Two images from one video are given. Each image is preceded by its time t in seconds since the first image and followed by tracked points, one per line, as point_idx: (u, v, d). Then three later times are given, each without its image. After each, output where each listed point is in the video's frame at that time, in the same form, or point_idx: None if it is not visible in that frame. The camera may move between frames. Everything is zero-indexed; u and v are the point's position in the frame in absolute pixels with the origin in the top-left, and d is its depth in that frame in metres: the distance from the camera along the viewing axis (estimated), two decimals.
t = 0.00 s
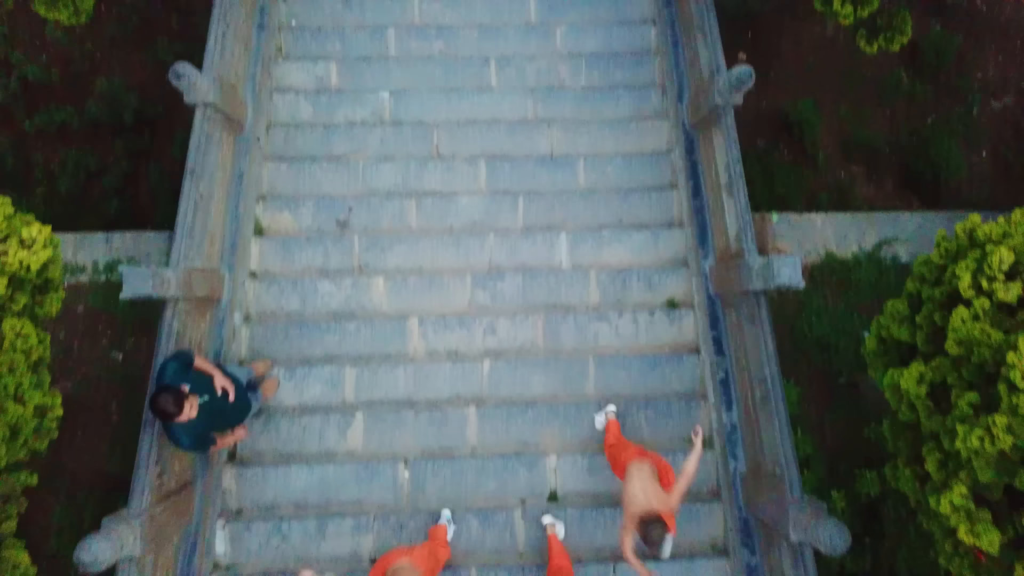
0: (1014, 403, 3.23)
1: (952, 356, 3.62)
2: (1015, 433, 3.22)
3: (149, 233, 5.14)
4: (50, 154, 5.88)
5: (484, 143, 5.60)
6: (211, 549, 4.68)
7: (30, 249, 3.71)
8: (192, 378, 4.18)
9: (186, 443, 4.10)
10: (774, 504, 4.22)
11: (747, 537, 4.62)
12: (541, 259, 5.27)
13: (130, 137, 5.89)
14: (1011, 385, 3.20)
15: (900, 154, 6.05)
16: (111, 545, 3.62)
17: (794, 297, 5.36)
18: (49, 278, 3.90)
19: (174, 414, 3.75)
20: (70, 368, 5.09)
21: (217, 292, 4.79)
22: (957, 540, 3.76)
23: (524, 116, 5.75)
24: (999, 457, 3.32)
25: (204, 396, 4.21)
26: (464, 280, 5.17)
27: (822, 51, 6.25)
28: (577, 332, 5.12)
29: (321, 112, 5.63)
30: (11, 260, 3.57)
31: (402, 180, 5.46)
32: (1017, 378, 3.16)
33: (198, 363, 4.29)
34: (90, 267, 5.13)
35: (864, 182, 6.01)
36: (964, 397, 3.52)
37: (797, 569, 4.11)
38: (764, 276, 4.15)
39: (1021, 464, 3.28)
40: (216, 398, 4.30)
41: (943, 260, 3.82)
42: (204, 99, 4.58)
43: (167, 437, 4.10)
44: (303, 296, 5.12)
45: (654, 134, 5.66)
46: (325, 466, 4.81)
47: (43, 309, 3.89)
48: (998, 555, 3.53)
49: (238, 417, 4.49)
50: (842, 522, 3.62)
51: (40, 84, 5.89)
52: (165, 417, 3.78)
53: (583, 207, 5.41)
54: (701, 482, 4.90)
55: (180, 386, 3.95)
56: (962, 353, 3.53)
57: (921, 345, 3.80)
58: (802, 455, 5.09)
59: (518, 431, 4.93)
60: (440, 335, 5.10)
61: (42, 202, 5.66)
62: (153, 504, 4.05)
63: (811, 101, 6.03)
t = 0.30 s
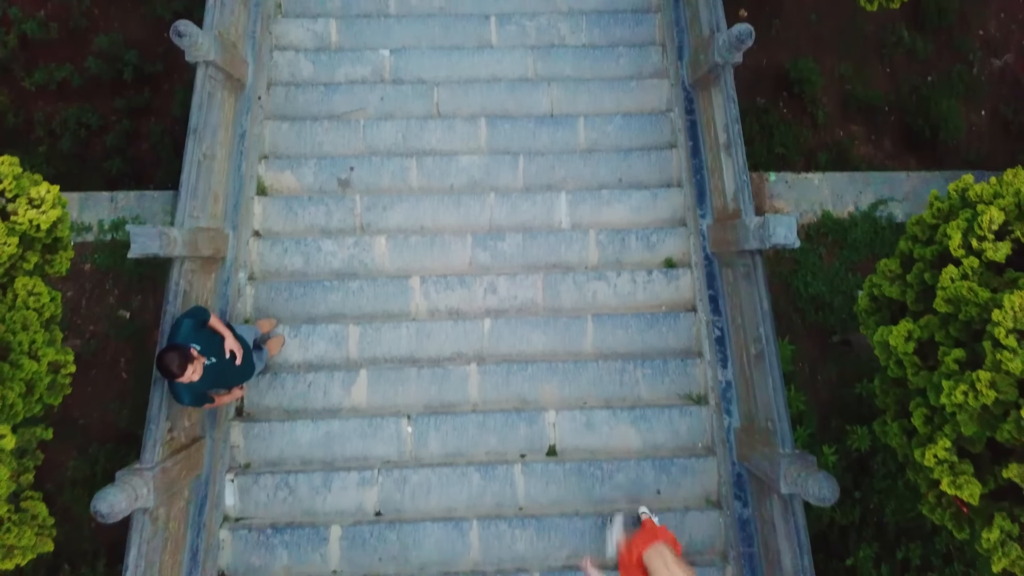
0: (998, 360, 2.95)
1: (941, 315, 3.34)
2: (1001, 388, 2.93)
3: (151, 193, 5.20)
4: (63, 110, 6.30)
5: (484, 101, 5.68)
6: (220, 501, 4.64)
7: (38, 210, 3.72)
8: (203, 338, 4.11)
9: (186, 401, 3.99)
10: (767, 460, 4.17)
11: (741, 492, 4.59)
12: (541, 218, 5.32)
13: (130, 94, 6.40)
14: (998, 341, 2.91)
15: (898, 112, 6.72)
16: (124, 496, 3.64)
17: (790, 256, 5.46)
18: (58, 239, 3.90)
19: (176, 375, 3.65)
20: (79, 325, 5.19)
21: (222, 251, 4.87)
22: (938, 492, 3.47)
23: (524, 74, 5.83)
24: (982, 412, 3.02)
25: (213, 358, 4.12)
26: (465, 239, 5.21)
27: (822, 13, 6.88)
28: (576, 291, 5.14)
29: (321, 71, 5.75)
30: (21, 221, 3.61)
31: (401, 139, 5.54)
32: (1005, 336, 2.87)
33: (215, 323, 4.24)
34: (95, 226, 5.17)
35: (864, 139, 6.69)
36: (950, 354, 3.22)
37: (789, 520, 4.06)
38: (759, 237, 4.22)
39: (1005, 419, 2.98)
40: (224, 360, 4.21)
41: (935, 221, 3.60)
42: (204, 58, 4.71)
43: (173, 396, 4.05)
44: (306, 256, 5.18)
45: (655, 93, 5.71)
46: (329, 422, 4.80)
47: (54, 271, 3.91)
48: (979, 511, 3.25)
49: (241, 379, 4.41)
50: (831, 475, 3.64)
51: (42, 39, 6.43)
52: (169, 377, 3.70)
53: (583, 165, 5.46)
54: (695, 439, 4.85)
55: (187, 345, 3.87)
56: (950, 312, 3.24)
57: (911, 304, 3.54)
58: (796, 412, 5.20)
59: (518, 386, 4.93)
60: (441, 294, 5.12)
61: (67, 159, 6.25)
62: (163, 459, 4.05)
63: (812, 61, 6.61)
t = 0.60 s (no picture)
0: (986, 349, 3.02)
1: (931, 306, 3.41)
2: (987, 376, 3.00)
3: (157, 186, 5.29)
4: (68, 103, 6.37)
5: (485, 94, 5.74)
6: (227, 488, 4.66)
7: (50, 202, 3.80)
8: (206, 329, 4.14)
9: (194, 391, 4.03)
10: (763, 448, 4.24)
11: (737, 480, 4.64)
12: (541, 210, 5.39)
13: (135, 87, 6.49)
14: (985, 330, 2.98)
15: (895, 105, 6.82)
16: (135, 482, 3.72)
17: (787, 247, 5.56)
18: (69, 231, 3.98)
19: (182, 366, 3.63)
20: (87, 316, 5.27)
21: (227, 243, 4.94)
22: (926, 478, 3.50)
23: (525, 66, 5.89)
24: (970, 399, 3.08)
25: (217, 348, 4.15)
26: (466, 231, 5.28)
27: (820, 5, 6.93)
28: (576, 282, 5.21)
29: (323, 64, 5.82)
30: (33, 213, 3.69)
31: (403, 132, 5.61)
32: (991, 325, 2.95)
33: (218, 314, 4.25)
34: (103, 218, 5.26)
35: (861, 132, 6.81)
36: (940, 344, 3.28)
37: (784, 505, 4.12)
38: (756, 229, 4.29)
39: (992, 406, 3.04)
40: (228, 350, 4.25)
41: (928, 213, 3.67)
42: (209, 50, 4.80)
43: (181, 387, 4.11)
44: (311, 247, 5.25)
45: (654, 86, 5.76)
46: (333, 412, 4.84)
47: (63, 263, 4.00)
48: (966, 497, 3.28)
49: (247, 368, 4.47)
50: (824, 461, 3.78)
51: (46, 32, 6.46)
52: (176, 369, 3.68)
53: (583, 157, 5.52)
54: (693, 428, 4.91)
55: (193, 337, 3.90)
56: (940, 303, 3.31)
57: (903, 294, 3.61)
58: (792, 402, 5.28)
59: (518, 375, 4.99)
60: (444, 285, 5.19)
61: (72, 149, 6.34)
62: (173, 446, 4.11)
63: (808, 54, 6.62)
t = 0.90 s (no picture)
0: (969, 344, 3.14)
1: (919, 303, 3.52)
2: (971, 371, 3.11)
3: (167, 187, 5.42)
4: (78, 106, 6.50)
5: (487, 97, 5.86)
6: (236, 482, 4.79)
7: (67, 204, 3.93)
8: (214, 326, 4.24)
9: (205, 386, 4.14)
10: (757, 443, 4.36)
11: (732, 475, 4.74)
12: (542, 211, 5.51)
13: (144, 89, 6.62)
14: (968, 326, 3.10)
15: (890, 107, 6.95)
16: (150, 475, 3.84)
17: (782, 247, 5.69)
18: (84, 231, 4.10)
19: (193, 362, 3.72)
20: (98, 314, 5.40)
21: (236, 242, 5.06)
22: (914, 470, 3.60)
23: (526, 69, 6.01)
24: (955, 393, 3.19)
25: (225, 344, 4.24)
26: (469, 231, 5.40)
27: (816, 8, 7.03)
28: (576, 281, 5.33)
29: (329, 68, 5.95)
30: (50, 214, 3.81)
31: (407, 134, 5.73)
32: (974, 321, 3.07)
33: (224, 311, 4.35)
34: (113, 218, 5.38)
35: (855, 134, 6.94)
36: (926, 340, 3.39)
37: (777, 498, 4.24)
38: (751, 229, 4.40)
39: (975, 399, 3.15)
40: (235, 345, 4.35)
41: (917, 214, 3.79)
42: (218, 54, 4.92)
43: (192, 382, 4.22)
44: (317, 247, 5.38)
45: (653, 89, 5.89)
46: (339, 407, 4.96)
47: (79, 262, 4.12)
48: (951, 487, 3.38)
49: (255, 363, 4.54)
50: (815, 454, 3.90)
51: (56, 35, 6.56)
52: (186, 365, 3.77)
53: (582, 159, 5.64)
54: (690, 423, 5.03)
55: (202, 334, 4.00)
56: (926, 301, 3.43)
57: (892, 292, 3.73)
58: (788, 398, 5.41)
59: (519, 372, 5.11)
60: (447, 284, 5.31)
61: (82, 150, 6.47)
62: (184, 440, 4.23)
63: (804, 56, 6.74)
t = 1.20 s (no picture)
0: (952, 340, 3.26)
1: (905, 301, 3.64)
2: (954, 366, 3.23)
3: (175, 188, 5.54)
4: (86, 107, 6.62)
5: (488, 99, 5.98)
6: (243, 475, 4.91)
7: (80, 204, 4.05)
8: (223, 322, 4.36)
9: (215, 380, 4.26)
10: (750, 437, 4.47)
11: (727, 469, 4.85)
12: (542, 212, 5.63)
13: (150, 91, 6.74)
14: (951, 322, 3.22)
15: (884, 109, 7.07)
16: (162, 467, 3.95)
17: (776, 247, 5.81)
18: (96, 231, 4.22)
19: (205, 357, 3.83)
20: (108, 312, 5.51)
21: (242, 242, 5.17)
22: (900, 462, 3.72)
23: (526, 72, 6.13)
24: (939, 387, 3.31)
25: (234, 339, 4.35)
26: (470, 231, 5.52)
27: (812, 11, 7.14)
28: (575, 280, 5.45)
29: (333, 70, 6.08)
30: (65, 214, 3.94)
31: (409, 136, 5.85)
32: (957, 318, 3.19)
33: (231, 308, 4.46)
34: (122, 218, 5.50)
35: (849, 136, 7.07)
36: (912, 336, 3.51)
37: (770, 491, 4.36)
38: (745, 229, 4.52)
39: (958, 393, 3.27)
40: (244, 341, 4.45)
41: (904, 215, 3.90)
42: (225, 59, 5.04)
43: (202, 377, 4.34)
44: (321, 246, 5.50)
45: (650, 92, 6.01)
46: (344, 403, 5.08)
47: (91, 262, 4.24)
48: (935, 478, 3.50)
49: (262, 359, 4.64)
50: (806, 446, 4.02)
51: (64, 39, 6.67)
52: (198, 359, 3.87)
53: (581, 161, 5.76)
54: (686, 418, 5.15)
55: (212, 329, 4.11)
56: (912, 299, 3.55)
57: (881, 290, 3.85)
58: (782, 394, 5.53)
59: (519, 369, 5.23)
60: (448, 283, 5.43)
61: (90, 152, 6.59)
62: (194, 434, 4.34)
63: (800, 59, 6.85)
